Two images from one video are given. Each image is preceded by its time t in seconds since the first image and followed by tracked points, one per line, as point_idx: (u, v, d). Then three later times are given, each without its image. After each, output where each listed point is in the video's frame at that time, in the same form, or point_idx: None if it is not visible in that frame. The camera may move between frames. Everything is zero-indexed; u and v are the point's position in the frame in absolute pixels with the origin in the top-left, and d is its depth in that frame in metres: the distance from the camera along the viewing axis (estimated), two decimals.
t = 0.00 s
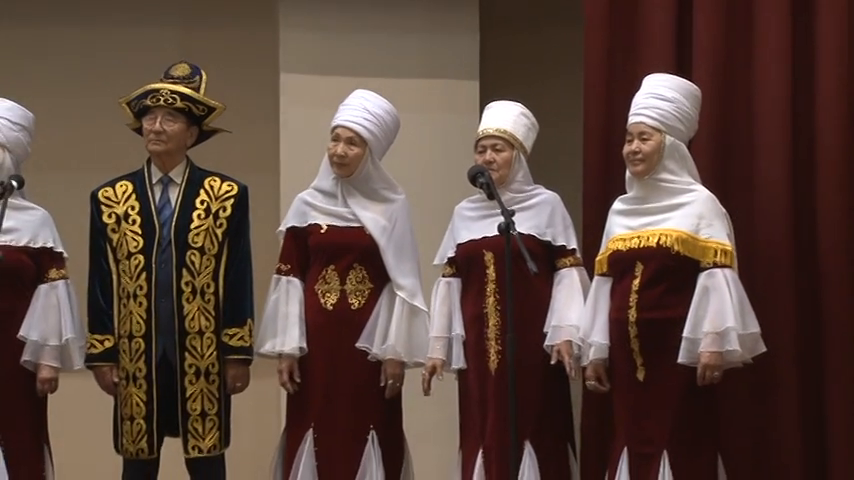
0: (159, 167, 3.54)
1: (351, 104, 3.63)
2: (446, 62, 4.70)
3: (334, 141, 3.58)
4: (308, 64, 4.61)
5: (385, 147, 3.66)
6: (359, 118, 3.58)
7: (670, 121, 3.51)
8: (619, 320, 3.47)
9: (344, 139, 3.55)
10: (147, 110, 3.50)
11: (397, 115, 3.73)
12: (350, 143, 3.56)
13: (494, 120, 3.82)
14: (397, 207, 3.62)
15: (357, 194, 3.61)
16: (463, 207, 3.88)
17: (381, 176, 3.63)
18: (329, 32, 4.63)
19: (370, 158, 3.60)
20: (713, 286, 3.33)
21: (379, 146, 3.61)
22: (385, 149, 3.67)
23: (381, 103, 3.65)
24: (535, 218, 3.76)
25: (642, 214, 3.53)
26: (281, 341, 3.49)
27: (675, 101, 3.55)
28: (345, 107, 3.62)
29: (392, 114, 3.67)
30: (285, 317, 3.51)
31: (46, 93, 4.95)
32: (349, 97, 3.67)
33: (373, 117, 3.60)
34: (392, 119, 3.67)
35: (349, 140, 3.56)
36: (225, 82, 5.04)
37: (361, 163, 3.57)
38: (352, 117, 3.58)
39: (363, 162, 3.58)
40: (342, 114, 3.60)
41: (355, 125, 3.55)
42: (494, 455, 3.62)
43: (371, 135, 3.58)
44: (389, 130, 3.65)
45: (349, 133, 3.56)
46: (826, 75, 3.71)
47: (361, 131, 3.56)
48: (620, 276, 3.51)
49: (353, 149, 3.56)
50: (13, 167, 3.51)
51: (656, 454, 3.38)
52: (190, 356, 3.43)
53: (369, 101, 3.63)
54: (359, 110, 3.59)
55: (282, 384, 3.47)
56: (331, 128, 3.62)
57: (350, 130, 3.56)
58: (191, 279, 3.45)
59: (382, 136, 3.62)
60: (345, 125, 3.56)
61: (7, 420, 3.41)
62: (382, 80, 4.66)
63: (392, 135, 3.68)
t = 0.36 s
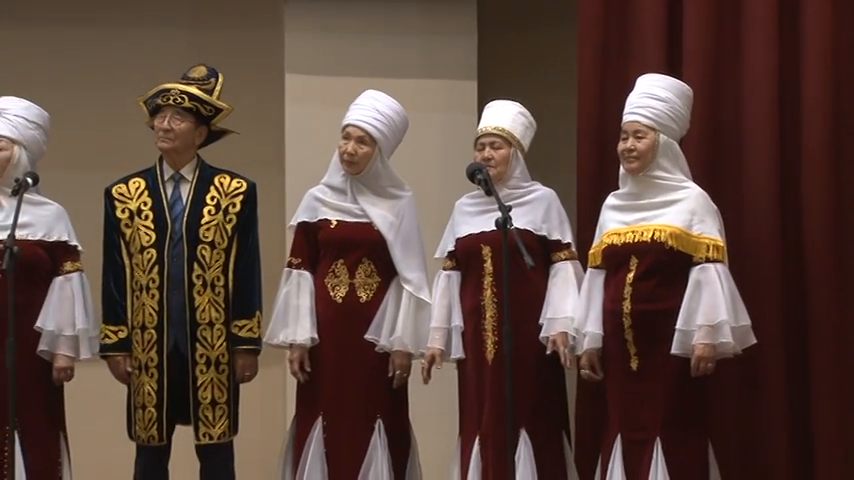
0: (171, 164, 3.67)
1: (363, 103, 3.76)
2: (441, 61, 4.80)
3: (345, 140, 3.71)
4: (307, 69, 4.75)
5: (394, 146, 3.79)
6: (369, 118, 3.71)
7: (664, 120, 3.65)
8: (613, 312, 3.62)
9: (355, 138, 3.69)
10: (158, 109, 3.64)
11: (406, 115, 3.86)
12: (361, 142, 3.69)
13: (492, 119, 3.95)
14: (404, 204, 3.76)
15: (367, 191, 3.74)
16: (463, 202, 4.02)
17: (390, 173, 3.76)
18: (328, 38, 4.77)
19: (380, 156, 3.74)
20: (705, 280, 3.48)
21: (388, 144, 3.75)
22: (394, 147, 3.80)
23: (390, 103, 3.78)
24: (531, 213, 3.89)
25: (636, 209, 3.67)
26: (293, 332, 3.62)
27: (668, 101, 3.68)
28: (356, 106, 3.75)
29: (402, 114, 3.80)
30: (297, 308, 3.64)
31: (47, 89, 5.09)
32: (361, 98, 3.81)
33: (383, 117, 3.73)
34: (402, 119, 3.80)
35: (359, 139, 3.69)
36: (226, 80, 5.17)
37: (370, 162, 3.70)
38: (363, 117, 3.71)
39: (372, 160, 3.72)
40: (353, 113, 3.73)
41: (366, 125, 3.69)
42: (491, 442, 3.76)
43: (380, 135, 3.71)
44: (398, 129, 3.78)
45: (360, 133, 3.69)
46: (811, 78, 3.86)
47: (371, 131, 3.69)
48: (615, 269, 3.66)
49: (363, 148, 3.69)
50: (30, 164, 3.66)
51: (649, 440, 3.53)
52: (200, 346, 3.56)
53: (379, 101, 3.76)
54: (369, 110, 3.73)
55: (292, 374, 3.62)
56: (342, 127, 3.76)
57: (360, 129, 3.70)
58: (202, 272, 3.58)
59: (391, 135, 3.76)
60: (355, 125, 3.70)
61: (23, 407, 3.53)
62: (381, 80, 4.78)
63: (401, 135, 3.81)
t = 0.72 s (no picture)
0: (183, 162, 3.81)
1: (366, 105, 3.90)
2: (441, 62, 4.93)
3: (348, 140, 3.85)
4: (311, 70, 4.89)
5: (396, 146, 3.93)
6: (372, 119, 3.85)
7: (655, 120, 3.79)
8: (608, 305, 3.75)
9: (357, 138, 3.83)
10: (170, 109, 3.78)
11: (408, 116, 4.00)
12: (363, 142, 3.83)
13: (493, 119, 4.09)
14: (406, 201, 3.91)
15: (369, 188, 3.88)
16: (466, 199, 4.14)
17: (391, 172, 3.90)
18: (332, 41, 4.90)
19: (382, 156, 3.88)
20: (697, 273, 3.61)
21: (390, 144, 3.89)
22: (396, 146, 3.94)
23: (392, 105, 3.92)
24: (528, 210, 4.01)
25: (629, 206, 3.80)
26: (299, 325, 3.76)
27: (659, 100, 3.82)
28: (360, 108, 3.90)
29: (403, 115, 3.94)
30: (304, 301, 3.78)
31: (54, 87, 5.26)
32: (366, 99, 3.95)
33: (385, 118, 3.87)
34: (403, 120, 3.94)
35: (361, 139, 3.83)
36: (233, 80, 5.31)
37: (373, 161, 3.84)
38: (365, 118, 3.85)
39: (375, 159, 3.86)
40: (356, 115, 3.88)
41: (368, 126, 3.82)
42: (488, 431, 3.89)
43: (382, 135, 3.85)
44: (399, 130, 3.93)
45: (362, 133, 3.83)
46: (801, 79, 4.00)
47: (373, 132, 3.83)
48: (609, 263, 3.79)
49: (365, 147, 3.83)
50: (52, 161, 3.85)
51: (643, 430, 3.67)
52: (209, 338, 3.69)
53: (382, 103, 3.90)
54: (372, 112, 3.87)
55: (299, 365, 3.77)
56: (346, 127, 3.90)
57: (363, 130, 3.84)
58: (211, 266, 3.71)
59: (393, 135, 3.90)
60: (358, 125, 3.84)
61: (50, 395, 3.74)
62: (383, 80, 4.91)
63: (402, 135, 3.96)
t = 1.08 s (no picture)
0: (198, 160, 3.95)
1: (364, 105, 4.03)
2: (444, 64, 5.07)
3: (348, 138, 3.98)
4: (315, 72, 5.04)
5: (394, 144, 4.07)
6: (369, 118, 3.97)
7: (646, 119, 3.94)
8: (605, 298, 3.89)
9: (356, 136, 3.96)
10: (185, 110, 3.93)
11: (405, 116, 4.13)
12: (361, 140, 3.96)
13: (496, 118, 4.22)
14: (405, 196, 4.02)
15: (369, 184, 4.02)
16: (473, 195, 4.28)
17: (390, 168, 4.03)
18: (337, 44, 5.05)
19: (380, 152, 4.01)
20: (690, 265, 3.74)
21: (388, 142, 4.02)
22: (395, 145, 4.08)
23: (390, 104, 4.05)
24: (528, 206, 4.14)
25: (624, 202, 3.94)
26: (304, 318, 3.91)
27: (649, 100, 3.97)
28: (358, 108, 4.02)
29: (400, 114, 4.07)
30: (309, 296, 3.93)
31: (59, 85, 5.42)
32: (365, 99, 4.08)
33: (382, 117, 4.00)
34: (400, 119, 4.07)
35: (360, 137, 3.96)
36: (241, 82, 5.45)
37: (371, 158, 3.97)
38: (362, 117, 3.98)
39: (374, 156, 3.99)
40: (354, 114, 4.01)
41: (367, 125, 3.95)
42: (488, 420, 4.03)
43: (380, 133, 3.98)
44: (397, 127, 4.06)
45: (360, 131, 3.96)
46: (792, 91, 4.18)
47: (372, 130, 3.96)
48: (606, 259, 3.93)
49: (364, 145, 3.96)
50: (80, 159, 4.00)
51: (640, 418, 3.81)
52: (220, 330, 3.83)
53: (379, 103, 4.03)
54: (369, 111, 4.00)
55: (306, 357, 3.91)
56: (345, 126, 4.03)
57: (360, 128, 3.96)
58: (223, 261, 3.85)
59: (391, 133, 4.03)
60: (356, 124, 3.96)
61: (74, 384, 3.88)
62: (388, 82, 5.05)
63: (401, 133, 4.09)
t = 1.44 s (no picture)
0: (216, 155, 4.11)
1: (361, 103, 4.15)
2: (450, 63, 5.21)
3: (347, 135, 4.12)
4: (322, 70, 5.18)
5: (394, 138, 4.21)
6: (365, 114, 4.10)
7: (641, 115, 4.09)
8: (605, 289, 4.03)
9: (354, 134, 4.10)
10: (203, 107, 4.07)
11: (403, 112, 4.26)
12: (360, 136, 4.10)
13: (503, 115, 4.36)
14: (406, 189, 4.15)
15: (369, 178, 4.16)
16: (481, 189, 4.44)
17: (390, 162, 4.16)
18: (347, 44, 5.19)
19: (379, 147, 4.14)
20: (685, 255, 3.87)
21: (386, 138, 4.15)
22: (394, 140, 4.22)
23: (388, 101, 4.17)
24: (530, 200, 4.29)
25: (621, 197, 4.09)
26: (311, 309, 4.06)
27: (643, 97, 4.12)
28: (356, 106, 4.15)
29: (398, 110, 4.19)
30: (316, 288, 4.08)
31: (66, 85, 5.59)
32: (361, 97, 4.19)
33: (380, 113, 4.12)
34: (398, 115, 4.19)
35: (358, 134, 4.10)
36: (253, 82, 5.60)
37: (370, 153, 4.11)
38: (359, 114, 4.10)
39: (372, 151, 4.12)
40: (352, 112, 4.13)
41: (365, 122, 4.08)
42: (492, 406, 4.19)
43: (378, 129, 4.10)
44: (394, 122, 4.18)
45: (357, 128, 4.09)
46: (785, 96, 4.32)
47: (369, 127, 4.08)
48: (605, 251, 4.07)
49: (362, 141, 4.10)
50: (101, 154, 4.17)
51: (638, 405, 3.95)
52: (236, 319, 3.98)
53: (375, 99, 4.15)
54: (366, 108, 4.12)
55: (314, 348, 4.06)
56: (345, 124, 4.16)
57: (358, 125, 4.09)
58: (239, 253, 4.00)
59: (390, 129, 4.16)
60: (354, 122, 4.09)
61: (95, 371, 4.03)
62: (396, 81, 5.19)
63: (399, 129, 4.22)
